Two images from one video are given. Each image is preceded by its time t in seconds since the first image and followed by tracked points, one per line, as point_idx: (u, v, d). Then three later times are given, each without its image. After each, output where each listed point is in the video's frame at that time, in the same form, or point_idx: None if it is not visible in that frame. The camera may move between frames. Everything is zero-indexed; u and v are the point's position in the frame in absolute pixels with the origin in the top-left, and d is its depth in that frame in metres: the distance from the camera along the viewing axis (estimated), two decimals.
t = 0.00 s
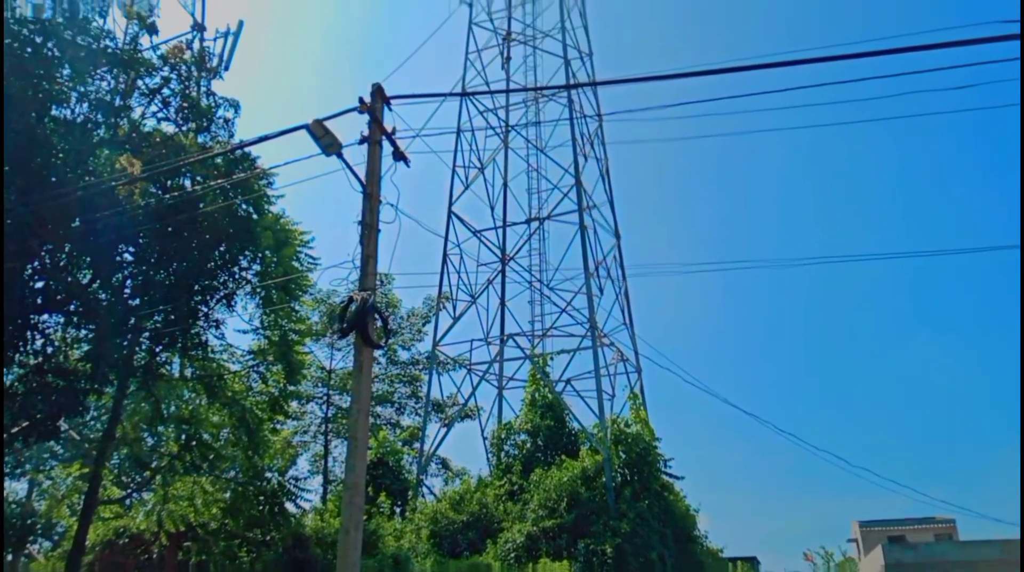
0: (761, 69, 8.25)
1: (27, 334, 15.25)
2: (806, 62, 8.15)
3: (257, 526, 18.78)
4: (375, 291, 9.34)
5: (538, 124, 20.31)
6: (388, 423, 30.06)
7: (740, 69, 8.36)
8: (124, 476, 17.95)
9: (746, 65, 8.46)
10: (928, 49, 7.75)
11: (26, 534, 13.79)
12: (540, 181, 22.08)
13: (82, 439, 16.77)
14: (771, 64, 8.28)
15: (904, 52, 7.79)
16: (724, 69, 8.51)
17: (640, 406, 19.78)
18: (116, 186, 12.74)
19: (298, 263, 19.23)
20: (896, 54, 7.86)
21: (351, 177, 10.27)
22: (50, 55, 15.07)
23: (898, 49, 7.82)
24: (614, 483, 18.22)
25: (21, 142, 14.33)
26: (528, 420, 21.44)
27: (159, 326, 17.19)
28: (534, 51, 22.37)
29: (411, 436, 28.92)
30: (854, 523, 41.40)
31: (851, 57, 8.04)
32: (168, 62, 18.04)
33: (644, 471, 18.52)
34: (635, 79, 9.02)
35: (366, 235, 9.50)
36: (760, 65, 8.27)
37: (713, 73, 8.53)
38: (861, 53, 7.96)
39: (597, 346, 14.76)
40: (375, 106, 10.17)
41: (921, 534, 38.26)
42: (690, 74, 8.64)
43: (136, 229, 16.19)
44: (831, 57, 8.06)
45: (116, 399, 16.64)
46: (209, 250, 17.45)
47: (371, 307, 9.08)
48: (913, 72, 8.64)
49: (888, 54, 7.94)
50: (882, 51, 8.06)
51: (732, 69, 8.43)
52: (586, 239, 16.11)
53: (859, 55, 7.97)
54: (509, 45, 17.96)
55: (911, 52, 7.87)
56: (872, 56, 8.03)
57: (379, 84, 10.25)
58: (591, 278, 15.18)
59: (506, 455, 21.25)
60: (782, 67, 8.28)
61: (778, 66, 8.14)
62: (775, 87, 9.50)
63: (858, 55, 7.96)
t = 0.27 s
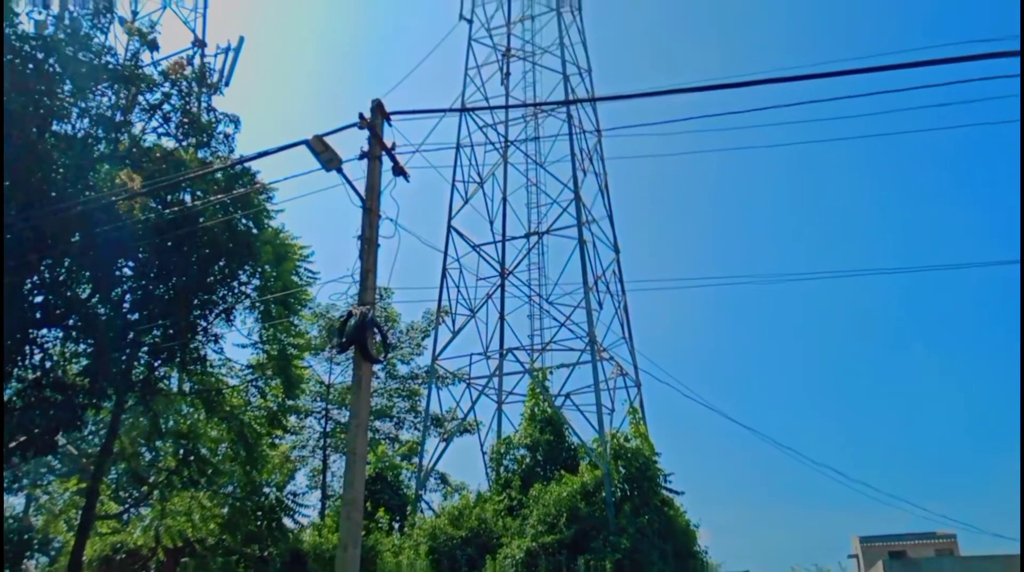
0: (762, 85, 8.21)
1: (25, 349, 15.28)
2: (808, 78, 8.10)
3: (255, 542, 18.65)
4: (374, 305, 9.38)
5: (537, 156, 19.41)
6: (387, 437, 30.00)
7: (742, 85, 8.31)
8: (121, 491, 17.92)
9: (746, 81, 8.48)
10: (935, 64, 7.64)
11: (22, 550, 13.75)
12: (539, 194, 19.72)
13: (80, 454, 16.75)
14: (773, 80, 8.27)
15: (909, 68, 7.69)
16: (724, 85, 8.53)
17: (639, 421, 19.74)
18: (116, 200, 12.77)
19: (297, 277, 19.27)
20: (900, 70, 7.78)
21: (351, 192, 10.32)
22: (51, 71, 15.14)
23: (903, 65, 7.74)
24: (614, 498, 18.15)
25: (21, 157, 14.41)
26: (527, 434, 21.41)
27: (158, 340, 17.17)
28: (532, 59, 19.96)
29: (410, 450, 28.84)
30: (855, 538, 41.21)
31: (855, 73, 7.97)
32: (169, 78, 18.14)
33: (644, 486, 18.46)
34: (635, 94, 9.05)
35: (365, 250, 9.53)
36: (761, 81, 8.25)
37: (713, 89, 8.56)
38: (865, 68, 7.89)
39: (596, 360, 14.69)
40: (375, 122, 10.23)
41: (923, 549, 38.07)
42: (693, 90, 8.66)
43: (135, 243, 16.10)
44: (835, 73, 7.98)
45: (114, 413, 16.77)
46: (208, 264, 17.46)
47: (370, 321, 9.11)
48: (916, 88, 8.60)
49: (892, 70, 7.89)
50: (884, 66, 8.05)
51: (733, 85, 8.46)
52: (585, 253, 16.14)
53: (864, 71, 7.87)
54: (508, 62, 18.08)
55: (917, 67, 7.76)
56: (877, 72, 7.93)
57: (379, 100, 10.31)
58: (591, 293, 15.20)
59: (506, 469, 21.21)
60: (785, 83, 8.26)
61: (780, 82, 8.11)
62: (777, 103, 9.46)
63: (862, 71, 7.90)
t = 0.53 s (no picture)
0: (764, 99, 8.16)
1: (23, 361, 15.23)
2: (809, 92, 8.02)
3: (252, 557, 18.51)
4: (373, 319, 9.36)
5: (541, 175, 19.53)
6: (385, 452, 29.87)
7: (743, 99, 8.22)
8: (118, 504, 17.82)
9: (746, 95, 8.44)
10: (938, 78, 7.53)
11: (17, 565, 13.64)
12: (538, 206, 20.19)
13: (76, 468, 16.66)
14: (774, 94, 8.21)
15: (912, 82, 7.57)
16: (724, 99, 8.51)
17: (638, 435, 19.67)
18: (115, 213, 12.77)
19: (296, 291, 19.25)
20: (903, 84, 7.67)
21: (351, 206, 10.33)
22: (52, 84, 15.16)
23: (906, 79, 7.64)
24: (613, 513, 18.05)
25: (21, 170, 14.44)
26: (526, 448, 21.35)
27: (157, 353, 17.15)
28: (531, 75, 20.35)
29: (409, 465, 28.71)
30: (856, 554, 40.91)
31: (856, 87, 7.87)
32: (169, 92, 18.19)
33: (644, 501, 18.36)
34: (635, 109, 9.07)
35: (365, 263, 9.53)
36: (761, 95, 8.17)
37: (713, 103, 8.51)
38: (866, 82, 7.80)
39: (595, 373, 14.60)
40: (374, 136, 10.26)
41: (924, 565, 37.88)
42: (694, 104, 8.62)
43: (133, 256, 16.01)
44: (836, 87, 7.89)
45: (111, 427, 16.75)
46: (207, 277, 17.41)
47: (369, 335, 9.10)
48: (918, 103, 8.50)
49: (895, 84, 7.78)
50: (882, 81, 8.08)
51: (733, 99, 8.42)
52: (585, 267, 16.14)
53: (865, 85, 7.82)
54: (508, 76, 18.13)
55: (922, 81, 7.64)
56: (880, 86, 7.82)
57: (378, 114, 10.34)
58: (590, 306, 15.18)
59: (504, 484, 21.13)
60: (786, 97, 8.19)
61: (781, 96, 8.03)
62: (777, 118, 9.38)
63: (863, 85, 7.81)
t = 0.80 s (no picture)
0: (763, 116, 8.19)
1: (21, 377, 15.18)
2: (809, 109, 7.92)
3: None
4: (372, 335, 9.33)
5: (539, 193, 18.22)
6: (383, 468, 29.73)
7: (741, 116, 8.13)
8: (115, 521, 17.71)
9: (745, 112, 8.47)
10: (940, 95, 7.43)
11: None
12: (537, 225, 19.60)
13: (74, 484, 16.55)
14: (771, 112, 8.14)
15: (913, 99, 7.48)
16: (724, 116, 8.54)
17: (638, 452, 19.56)
18: (114, 229, 12.76)
19: (296, 307, 19.22)
20: (904, 101, 7.57)
21: (351, 222, 10.31)
22: (53, 100, 15.15)
23: (906, 96, 7.54)
24: (613, 531, 17.92)
25: (21, 185, 14.45)
26: (525, 465, 21.25)
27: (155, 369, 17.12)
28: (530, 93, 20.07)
29: (407, 481, 28.55)
30: None
31: (855, 105, 7.78)
32: (169, 108, 18.22)
33: (643, 518, 18.24)
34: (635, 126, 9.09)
35: (364, 279, 9.50)
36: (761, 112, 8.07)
37: (711, 120, 8.43)
38: (866, 100, 7.71)
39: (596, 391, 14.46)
40: (375, 152, 10.27)
41: None
42: (692, 121, 8.54)
43: (133, 271, 15.86)
44: (836, 105, 7.81)
45: (108, 443, 16.55)
46: (207, 292, 17.27)
47: (368, 350, 9.06)
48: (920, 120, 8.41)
49: (896, 101, 7.69)
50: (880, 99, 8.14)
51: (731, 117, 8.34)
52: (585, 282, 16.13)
53: (865, 102, 7.85)
54: (506, 93, 18.21)
55: (922, 99, 7.54)
56: (881, 104, 7.71)
57: (378, 130, 10.36)
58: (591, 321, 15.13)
59: (503, 501, 21.01)
60: (784, 115, 8.11)
61: (780, 113, 8.01)
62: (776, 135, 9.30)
63: (862, 103, 7.72)
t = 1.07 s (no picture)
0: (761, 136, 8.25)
1: (20, 394, 15.15)
2: (801, 129, 7.72)
3: None
4: (371, 351, 9.34)
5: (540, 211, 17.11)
6: (382, 486, 29.61)
7: (738, 135, 7.93)
8: (112, 539, 17.61)
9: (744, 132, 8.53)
10: (935, 115, 7.24)
11: None
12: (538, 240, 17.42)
13: (71, 502, 16.49)
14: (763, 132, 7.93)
15: (907, 119, 7.29)
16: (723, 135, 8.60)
17: (638, 469, 19.50)
18: (115, 246, 12.80)
19: (295, 323, 19.24)
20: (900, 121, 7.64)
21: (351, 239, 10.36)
22: (55, 118, 15.25)
23: (907, 115, 7.35)
24: (613, 549, 17.84)
25: (22, 203, 14.50)
26: (524, 483, 21.18)
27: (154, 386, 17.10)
28: (528, 102, 17.89)
29: (406, 499, 28.43)
30: None
31: (848, 124, 7.59)
32: (171, 125, 18.32)
33: (644, 536, 18.17)
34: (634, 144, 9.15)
35: (364, 296, 9.53)
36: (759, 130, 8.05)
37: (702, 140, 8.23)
38: (861, 120, 7.51)
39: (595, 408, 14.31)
40: (375, 170, 10.33)
41: None
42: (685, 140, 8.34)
43: (133, 288, 16.01)
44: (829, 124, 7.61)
45: (107, 460, 16.49)
46: (206, 308, 17.33)
47: (367, 367, 9.07)
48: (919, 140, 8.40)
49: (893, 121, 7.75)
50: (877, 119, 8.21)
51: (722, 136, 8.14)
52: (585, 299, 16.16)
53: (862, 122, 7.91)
54: (506, 111, 18.28)
55: (914, 119, 7.37)
56: (876, 124, 7.51)
57: (378, 148, 10.42)
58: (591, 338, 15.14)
59: (502, 519, 20.93)
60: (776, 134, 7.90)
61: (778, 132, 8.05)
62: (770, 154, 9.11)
63: (856, 123, 7.53)
